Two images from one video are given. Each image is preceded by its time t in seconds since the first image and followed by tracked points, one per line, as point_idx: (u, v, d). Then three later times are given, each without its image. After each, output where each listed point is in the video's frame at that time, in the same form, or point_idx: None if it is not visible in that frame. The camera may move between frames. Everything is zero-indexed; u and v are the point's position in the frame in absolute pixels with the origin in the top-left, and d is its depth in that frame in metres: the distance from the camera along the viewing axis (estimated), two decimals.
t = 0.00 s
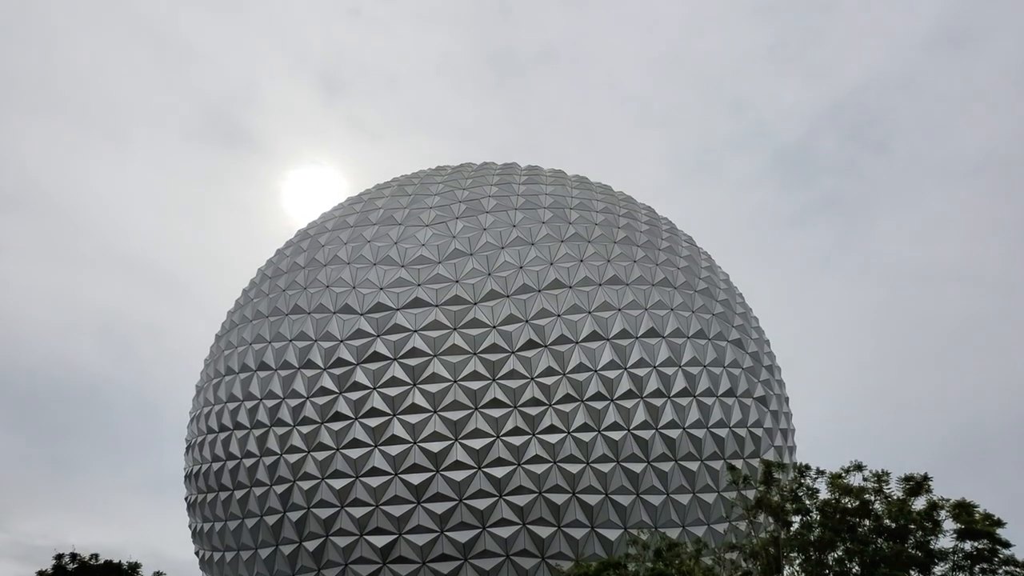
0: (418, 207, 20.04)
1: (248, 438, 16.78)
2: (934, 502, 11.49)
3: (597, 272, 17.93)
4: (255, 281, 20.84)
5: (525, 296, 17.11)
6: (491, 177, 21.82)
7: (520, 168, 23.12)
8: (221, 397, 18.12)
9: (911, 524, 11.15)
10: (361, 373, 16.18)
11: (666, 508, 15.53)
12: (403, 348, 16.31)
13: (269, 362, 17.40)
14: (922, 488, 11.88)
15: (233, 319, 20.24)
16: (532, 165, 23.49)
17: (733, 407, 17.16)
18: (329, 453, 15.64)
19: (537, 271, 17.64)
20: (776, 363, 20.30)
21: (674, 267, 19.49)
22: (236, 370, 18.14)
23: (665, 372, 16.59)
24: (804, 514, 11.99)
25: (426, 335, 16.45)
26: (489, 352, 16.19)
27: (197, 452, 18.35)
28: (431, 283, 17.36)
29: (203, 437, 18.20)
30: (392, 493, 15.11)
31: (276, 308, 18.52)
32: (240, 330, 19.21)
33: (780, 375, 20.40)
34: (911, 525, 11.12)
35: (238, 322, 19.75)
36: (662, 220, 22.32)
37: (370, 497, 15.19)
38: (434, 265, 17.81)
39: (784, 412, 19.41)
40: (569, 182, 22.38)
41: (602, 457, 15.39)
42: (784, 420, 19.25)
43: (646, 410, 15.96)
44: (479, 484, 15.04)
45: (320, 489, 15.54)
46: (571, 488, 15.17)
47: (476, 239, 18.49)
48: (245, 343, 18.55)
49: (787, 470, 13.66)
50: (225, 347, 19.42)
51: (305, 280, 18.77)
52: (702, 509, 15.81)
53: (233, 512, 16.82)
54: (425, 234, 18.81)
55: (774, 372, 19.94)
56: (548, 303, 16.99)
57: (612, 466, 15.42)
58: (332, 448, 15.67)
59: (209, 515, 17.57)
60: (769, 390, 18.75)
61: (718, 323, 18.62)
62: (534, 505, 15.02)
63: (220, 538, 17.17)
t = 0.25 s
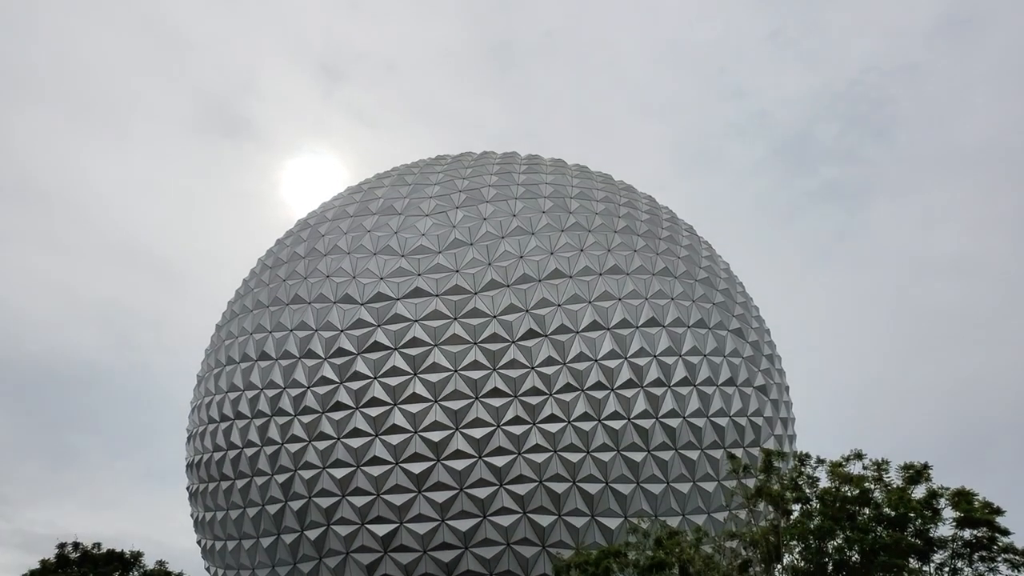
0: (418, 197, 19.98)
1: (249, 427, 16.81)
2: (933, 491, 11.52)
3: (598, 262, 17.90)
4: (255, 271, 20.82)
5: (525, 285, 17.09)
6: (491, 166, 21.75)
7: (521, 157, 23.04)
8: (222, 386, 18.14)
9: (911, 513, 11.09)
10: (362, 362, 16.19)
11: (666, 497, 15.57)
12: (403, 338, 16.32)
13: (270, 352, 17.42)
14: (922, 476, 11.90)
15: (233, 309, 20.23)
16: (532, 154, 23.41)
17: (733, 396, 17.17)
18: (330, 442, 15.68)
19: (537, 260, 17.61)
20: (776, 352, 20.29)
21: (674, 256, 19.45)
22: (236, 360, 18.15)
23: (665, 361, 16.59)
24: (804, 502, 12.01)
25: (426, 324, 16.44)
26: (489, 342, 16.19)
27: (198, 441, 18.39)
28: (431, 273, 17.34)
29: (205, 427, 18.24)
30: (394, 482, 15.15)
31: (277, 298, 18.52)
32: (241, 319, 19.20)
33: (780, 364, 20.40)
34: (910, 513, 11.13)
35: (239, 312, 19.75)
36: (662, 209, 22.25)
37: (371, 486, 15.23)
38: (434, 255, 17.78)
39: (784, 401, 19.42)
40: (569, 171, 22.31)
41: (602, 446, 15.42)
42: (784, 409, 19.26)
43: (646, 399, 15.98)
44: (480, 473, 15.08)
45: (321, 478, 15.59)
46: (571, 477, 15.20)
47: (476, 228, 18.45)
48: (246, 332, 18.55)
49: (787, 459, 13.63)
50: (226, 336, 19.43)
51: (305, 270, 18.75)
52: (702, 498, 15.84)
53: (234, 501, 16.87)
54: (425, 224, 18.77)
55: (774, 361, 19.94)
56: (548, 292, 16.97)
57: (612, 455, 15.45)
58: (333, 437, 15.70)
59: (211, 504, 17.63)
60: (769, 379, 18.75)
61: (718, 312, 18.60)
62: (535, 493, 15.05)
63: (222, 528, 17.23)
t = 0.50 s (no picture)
0: (418, 186, 19.93)
1: (250, 417, 16.85)
2: (933, 479, 11.51)
3: (598, 251, 17.88)
4: (255, 261, 20.81)
5: (525, 275, 17.07)
6: (491, 156, 21.68)
7: (521, 146, 22.96)
8: (223, 376, 18.17)
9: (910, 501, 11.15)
10: (362, 352, 16.21)
11: (666, 486, 15.61)
12: (404, 328, 16.32)
13: (270, 342, 17.43)
14: (921, 465, 11.89)
15: (233, 299, 20.23)
16: (532, 143, 23.34)
17: (733, 385, 17.18)
18: (331, 432, 15.71)
19: (537, 250, 17.58)
20: (777, 342, 20.28)
21: (675, 246, 19.41)
22: (237, 350, 18.17)
23: (665, 351, 16.59)
24: (804, 492, 12.02)
25: (427, 314, 16.44)
26: (490, 331, 16.19)
27: (199, 431, 18.44)
28: (431, 263, 17.32)
29: (206, 416, 18.28)
30: (395, 471, 15.19)
31: (277, 288, 18.51)
32: (241, 309, 19.21)
33: (780, 353, 20.39)
34: (910, 502, 11.14)
35: (239, 302, 19.75)
36: (663, 198, 22.19)
37: (372, 475, 15.27)
38: (434, 244, 17.75)
39: (784, 391, 19.43)
40: (570, 160, 22.24)
41: (602, 435, 15.45)
42: (784, 398, 19.27)
43: (646, 388, 15.99)
44: (480, 462, 15.12)
45: (322, 468, 15.63)
46: (572, 466, 15.23)
47: (477, 218, 18.41)
48: (246, 322, 18.56)
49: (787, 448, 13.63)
50: (226, 326, 19.44)
51: (305, 260, 18.74)
52: (702, 487, 15.88)
53: (236, 490, 16.93)
54: (426, 213, 18.73)
55: (774, 350, 19.94)
56: (549, 282, 16.95)
57: (612, 444, 15.48)
58: (334, 427, 15.74)
59: (212, 493, 17.69)
60: (769, 368, 18.76)
61: (718, 302, 18.58)
62: (535, 482, 15.09)
63: (223, 517, 17.29)
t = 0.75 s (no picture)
0: (418, 176, 19.89)
1: (251, 406, 16.88)
2: (932, 469, 11.52)
3: (599, 241, 17.85)
4: (256, 251, 20.79)
5: (526, 265, 17.05)
6: (492, 145, 21.62)
7: (522, 135, 22.90)
8: (224, 366, 18.19)
9: (910, 491, 11.17)
10: (363, 342, 16.22)
11: (666, 475, 15.65)
12: (405, 318, 16.32)
13: (271, 332, 17.44)
14: (921, 455, 11.89)
15: (234, 289, 20.23)
16: (533, 133, 23.28)
17: (733, 375, 17.19)
18: (332, 421, 15.74)
19: (538, 240, 17.55)
20: (777, 332, 20.28)
21: (676, 236, 19.38)
22: (238, 339, 18.18)
23: (666, 341, 16.59)
24: (804, 481, 12.05)
25: (428, 304, 16.44)
26: (490, 322, 16.19)
27: (201, 421, 18.48)
28: (432, 253, 17.30)
29: (207, 406, 18.31)
30: (396, 460, 15.23)
31: (278, 278, 18.50)
32: (242, 299, 19.21)
33: (781, 344, 20.40)
34: (909, 491, 11.14)
35: (239, 291, 19.75)
36: (664, 188, 22.15)
37: (373, 464, 15.30)
38: (435, 234, 17.73)
39: (784, 381, 19.46)
40: (570, 149, 22.18)
41: (603, 425, 15.47)
42: (784, 388, 19.29)
43: (646, 379, 16.00)
44: (481, 451, 15.15)
45: (324, 457, 15.66)
46: (572, 456, 15.27)
47: (477, 208, 18.37)
48: (247, 312, 18.56)
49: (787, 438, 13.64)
50: (227, 316, 19.45)
51: (306, 250, 18.72)
52: (702, 476, 15.92)
53: (237, 480, 16.97)
54: (426, 203, 18.69)
55: (775, 341, 19.94)
56: (549, 272, 16.93)
57: (613, 434, 15.50)
58: (335, 416, 15.76)
59: (214, 483, 17.73)
60: (770, 359, 18.76)
61: (719, 292, 18.57)
62: (536, 472, 15.13)
63: (225, 506, 17.35)
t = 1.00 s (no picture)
0: (419, 165, 19.84)
1: (252, 396, 16.91)
2: (932, 459, 11.52)
3: (600, 231, 17.81)
4: (256, 241, 20.77)
5: (527, 255, 17.03)
6: (493, 135, 21.55)
7: (522, 125, 22.83)
8: (225, 356, 18.20)
9: (910, 481, 11.18)
10: (364, 332, 16.22)
11: (666, 465, 15.68)
12: (405, 308, 16.31)
13: (272, 322, 17.44)
14: (921, 445, 11.89)
15: (234, 279, 20.22)
16: (533, 122, 23.21)
17: (734, 365, 17.19)
18: (333, 411, 15.77)
19: (539, 230, 17.52)
20: (778, 322, 20.26)
21: (677, 225, 19.34)
22: (238, 329, 18.19)
23: (667, 331, 16.58)
24: (804, 471, 12.06)
25: (428, 295, 16.43)
26: (491, 312, 16.18)
27: (202, 411, 18.52)
28: (432, 243, 17.27)
29: (208, 396, 18.35)
30: (396, 450, 15.26)
31: (278, 268, 18.49)
32: (242, 289, 19.20)
33: (781, 334, 20.39)
34: (909, 481, 11.15)
35: (240, 281, 19.74)
36: (665, 178, 22.09)
37: (374, 454, 15.34)
38: (435, 224, 17.70)
39: (784, 371, 19.45)
40: (571, 139, 22.12)
41: (603, 415, 15.49)
42: (785, 378, 19.29)
43: (647, 368, 16.01)
44: (482, 441, 15.17)
45: (324, 447, 15.70)
46: (572, 445, 15.30)
47: (478, 198, 18.33)
48: (248, 302, 18.57)
49: (787, 428, 13.64)
50: (227, 306, 19.45)
51: (306, 240, 18.69)
52: (702, 466, 15.94)
53: (238, 469, 17.02)
54: (427, 193, 18.65)
55: (775, 331, 19.92)
56: (550, 262, 16.90)
57: (613, 424, 15.52)
58: (336, 406, 15.79)
59: (215, 473, 17.78)
60: (770, 349, 18.75)
61: (720, 282, 18.54)
62: (537, 461, 15.16)
63: (226, 495, 17.40)
